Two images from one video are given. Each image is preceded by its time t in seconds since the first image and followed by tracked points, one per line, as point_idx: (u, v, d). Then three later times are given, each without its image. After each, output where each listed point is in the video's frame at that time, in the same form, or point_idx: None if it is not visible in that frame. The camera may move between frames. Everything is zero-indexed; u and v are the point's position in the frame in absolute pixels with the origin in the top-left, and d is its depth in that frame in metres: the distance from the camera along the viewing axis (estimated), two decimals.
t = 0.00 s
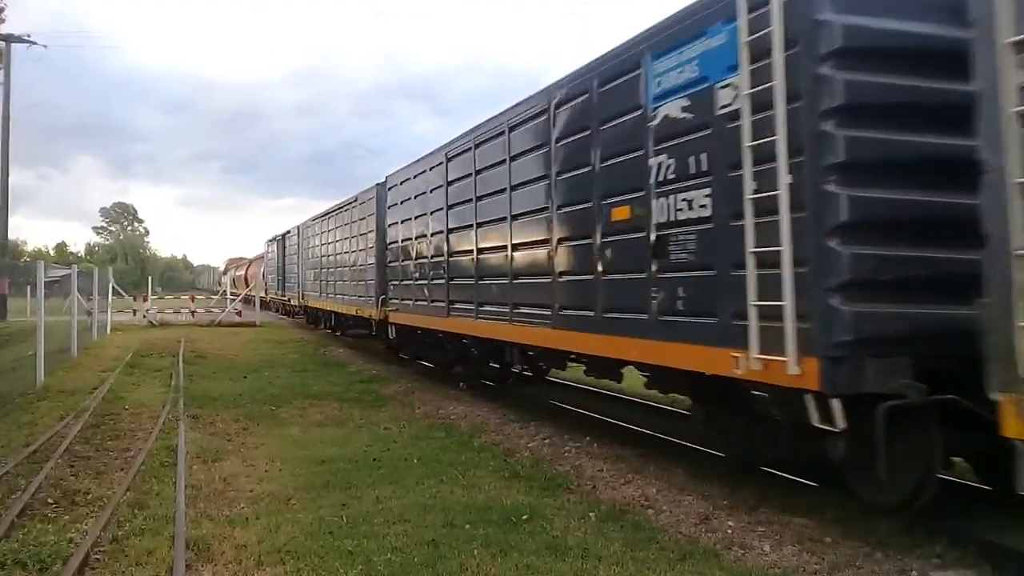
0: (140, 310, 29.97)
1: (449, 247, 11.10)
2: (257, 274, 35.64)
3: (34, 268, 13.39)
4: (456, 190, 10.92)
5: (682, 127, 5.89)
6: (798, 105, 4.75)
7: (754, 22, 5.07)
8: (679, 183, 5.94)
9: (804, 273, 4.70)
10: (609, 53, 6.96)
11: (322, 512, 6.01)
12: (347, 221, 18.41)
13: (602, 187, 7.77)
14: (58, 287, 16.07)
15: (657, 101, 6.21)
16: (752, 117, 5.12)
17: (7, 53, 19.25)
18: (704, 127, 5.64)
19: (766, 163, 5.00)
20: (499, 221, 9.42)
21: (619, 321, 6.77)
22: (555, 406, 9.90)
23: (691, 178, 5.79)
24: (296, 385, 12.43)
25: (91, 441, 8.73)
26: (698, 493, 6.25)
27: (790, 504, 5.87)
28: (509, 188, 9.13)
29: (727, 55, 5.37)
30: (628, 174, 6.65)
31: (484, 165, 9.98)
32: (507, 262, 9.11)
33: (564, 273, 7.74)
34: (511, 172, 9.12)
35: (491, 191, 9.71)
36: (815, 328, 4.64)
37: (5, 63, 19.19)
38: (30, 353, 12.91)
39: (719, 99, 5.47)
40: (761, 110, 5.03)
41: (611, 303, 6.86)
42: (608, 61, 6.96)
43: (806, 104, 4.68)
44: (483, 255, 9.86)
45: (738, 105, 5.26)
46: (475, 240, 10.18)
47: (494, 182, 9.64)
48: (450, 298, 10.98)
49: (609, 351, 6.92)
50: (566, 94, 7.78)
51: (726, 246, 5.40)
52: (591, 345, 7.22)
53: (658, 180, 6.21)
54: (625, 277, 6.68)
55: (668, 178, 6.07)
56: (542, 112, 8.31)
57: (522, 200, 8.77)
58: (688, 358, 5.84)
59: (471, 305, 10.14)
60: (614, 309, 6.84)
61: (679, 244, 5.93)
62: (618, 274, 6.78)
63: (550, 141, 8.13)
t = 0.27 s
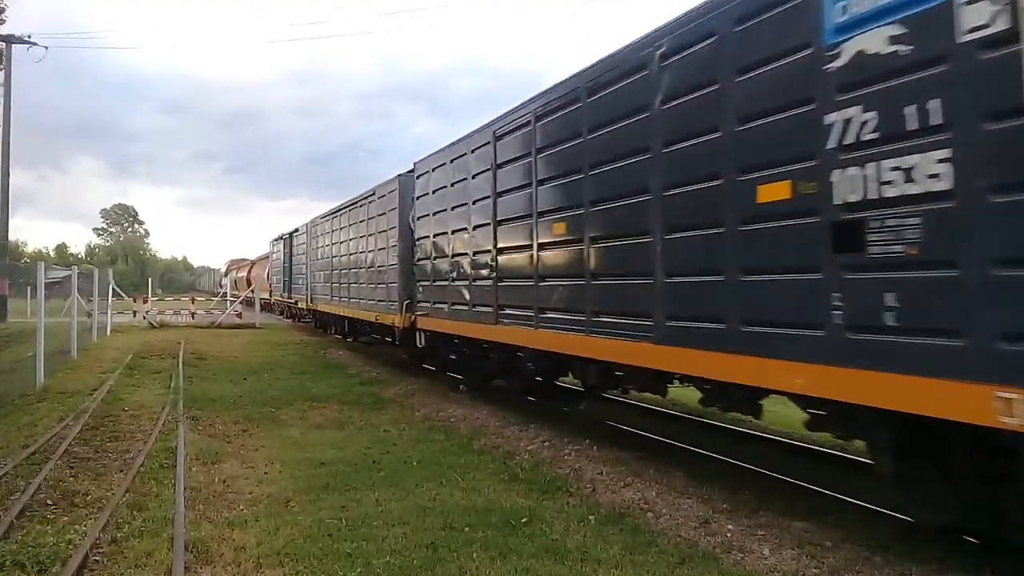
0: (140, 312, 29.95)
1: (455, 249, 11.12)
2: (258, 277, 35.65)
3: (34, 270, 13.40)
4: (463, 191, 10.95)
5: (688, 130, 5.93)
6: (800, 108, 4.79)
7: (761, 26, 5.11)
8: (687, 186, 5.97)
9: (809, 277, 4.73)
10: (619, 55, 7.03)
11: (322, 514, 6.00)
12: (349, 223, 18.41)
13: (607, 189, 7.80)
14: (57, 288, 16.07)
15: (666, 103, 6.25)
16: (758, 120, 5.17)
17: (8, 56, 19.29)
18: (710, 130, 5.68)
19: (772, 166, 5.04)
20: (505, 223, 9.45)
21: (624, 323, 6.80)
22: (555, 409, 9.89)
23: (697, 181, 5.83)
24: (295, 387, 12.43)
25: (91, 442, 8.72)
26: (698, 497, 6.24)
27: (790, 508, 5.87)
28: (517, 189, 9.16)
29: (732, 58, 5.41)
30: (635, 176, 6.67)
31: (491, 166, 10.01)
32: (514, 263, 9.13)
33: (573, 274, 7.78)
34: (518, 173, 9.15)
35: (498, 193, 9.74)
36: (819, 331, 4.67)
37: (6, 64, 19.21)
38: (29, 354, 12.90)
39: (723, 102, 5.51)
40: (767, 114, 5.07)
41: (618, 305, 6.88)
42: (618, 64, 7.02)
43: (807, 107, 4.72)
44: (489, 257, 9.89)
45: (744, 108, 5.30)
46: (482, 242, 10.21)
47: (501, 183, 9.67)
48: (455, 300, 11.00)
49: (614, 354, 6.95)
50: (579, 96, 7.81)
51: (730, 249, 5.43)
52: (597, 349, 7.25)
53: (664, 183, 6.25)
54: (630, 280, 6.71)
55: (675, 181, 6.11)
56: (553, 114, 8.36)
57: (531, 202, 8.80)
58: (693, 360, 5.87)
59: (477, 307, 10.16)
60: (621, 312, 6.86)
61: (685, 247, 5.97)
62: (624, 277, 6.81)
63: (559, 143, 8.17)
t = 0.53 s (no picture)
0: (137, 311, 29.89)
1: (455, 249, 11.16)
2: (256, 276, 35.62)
3: (30, 268, 13.37)
4: (459, 192, 11.04)
5: (690, 131, 5.97)
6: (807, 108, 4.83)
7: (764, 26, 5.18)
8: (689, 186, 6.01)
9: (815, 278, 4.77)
10: (613, 57, 7.14)
11: (320, 513, 6.00)
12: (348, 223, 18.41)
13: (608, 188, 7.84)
14: (54, 287, 16.04)
15: (666, 104, 6.33)
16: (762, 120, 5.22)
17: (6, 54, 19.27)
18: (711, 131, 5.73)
19: (777, 167, 5.07)
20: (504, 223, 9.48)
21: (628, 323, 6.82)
22: (552, 409, 9.90)
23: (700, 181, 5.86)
24: (293, 386, 12.41)
25: (87, 441, 8.70)
26: (695, 497, 6.25)
27: (788, 508, 5.88)
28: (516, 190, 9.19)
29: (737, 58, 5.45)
30: (637, 176, 6.69)
31: (488, 167, 10.08)
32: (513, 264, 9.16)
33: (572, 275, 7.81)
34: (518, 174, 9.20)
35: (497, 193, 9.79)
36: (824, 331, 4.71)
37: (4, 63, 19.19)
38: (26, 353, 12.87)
39: (727, 103, 5.55)
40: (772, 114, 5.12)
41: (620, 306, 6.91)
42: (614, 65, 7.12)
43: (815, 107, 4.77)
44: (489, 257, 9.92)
45: (747, 109, 5.34)
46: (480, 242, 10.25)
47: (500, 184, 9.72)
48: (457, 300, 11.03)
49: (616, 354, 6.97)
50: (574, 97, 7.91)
51: (734, 250, 5.47)
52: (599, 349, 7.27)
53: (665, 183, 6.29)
54: (633, 281, 6.73)
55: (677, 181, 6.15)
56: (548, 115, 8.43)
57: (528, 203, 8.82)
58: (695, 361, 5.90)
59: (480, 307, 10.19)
60: (621, 312, 6.89)
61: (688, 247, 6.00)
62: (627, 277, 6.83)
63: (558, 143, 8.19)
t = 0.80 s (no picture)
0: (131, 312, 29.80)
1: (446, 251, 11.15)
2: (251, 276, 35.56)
3: (25, 269, 13.34)
4: (451, 193, 11.06)
5: (683, 132, 5.96)
6: (795, 111, 4.84)
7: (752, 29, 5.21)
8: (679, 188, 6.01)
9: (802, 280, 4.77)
10: (602, 60, 7.19)
11: (314, 515, 5.99)
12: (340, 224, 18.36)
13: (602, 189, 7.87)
14: (48, 288, 15.98)
15: (654, 105, 6.36)
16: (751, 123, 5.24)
17: None
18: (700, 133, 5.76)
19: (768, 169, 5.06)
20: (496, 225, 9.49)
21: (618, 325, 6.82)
22: (548, 411, 9.90)
23: (691, 183, 5.88)
24: (288, 387, 12.40)
25: (82, 443, 8.68)
26: (691, 499, 6.25)
27: (783, 510, 5.88)
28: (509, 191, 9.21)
29: (727, 61, 5.46)
30: (634, 177, 6.63)
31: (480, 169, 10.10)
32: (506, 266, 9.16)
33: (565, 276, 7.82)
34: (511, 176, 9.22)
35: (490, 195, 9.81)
36: (813, 333, 4.70)
37: None
38: (19, 354, 12.81)
39: (717, 106, 5.56)
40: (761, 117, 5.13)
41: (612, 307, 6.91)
42: (603, 68, 7.17)
43: (803, 111, 4.78)
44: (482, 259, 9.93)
45: (737, 111, 5.36)
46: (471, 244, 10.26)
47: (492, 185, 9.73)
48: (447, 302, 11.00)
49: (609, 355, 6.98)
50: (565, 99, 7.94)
51: (723, 252, 5.48)
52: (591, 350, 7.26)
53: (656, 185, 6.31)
54: (628, 283, 6.70)
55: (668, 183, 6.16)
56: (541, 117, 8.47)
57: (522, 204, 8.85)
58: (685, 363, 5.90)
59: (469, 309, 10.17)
60: (613, 314, 6.89)
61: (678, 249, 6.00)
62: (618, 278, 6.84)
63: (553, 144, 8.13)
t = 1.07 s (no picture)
0: (135, 314, 29.85)
1: (447, 252, 11.17)
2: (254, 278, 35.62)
3: (29, 272, 13.37)
4: (453, 195, 11.10)
5: (688, 130, 5.91)
6: (793, 112, 4.85)
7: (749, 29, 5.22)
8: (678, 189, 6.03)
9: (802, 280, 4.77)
10: (602, 61, 7.22)
11: (317, 517, 5.99)
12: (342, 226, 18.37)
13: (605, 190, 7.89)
14: (52, 291, 16.02)
15: (653, 106, 6.39)
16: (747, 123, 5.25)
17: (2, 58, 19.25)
18: (697, 134, 5.78)
19: (772, 169, 5.03)
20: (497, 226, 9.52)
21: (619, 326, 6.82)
22: (551, 412, 9.90)
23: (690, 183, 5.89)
24: (291, 389, 12.41)
25: (86, 445, 8.69)
26: (694, 500, 6.25)
27: (786, 511, 5.88)
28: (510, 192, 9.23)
29: (726, 61, 5.47)
30: (637, 175, 6.59)
31: (482, 170, 10.13)
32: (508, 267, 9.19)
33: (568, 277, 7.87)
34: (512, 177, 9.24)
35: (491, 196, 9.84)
36: (813, 333, 4.71)
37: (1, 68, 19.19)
38: (23, 357, 12.85)
39: (716, 106, 5.56)
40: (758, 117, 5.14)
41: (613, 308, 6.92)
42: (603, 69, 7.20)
43: (802, 110, 4.78)
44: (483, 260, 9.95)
45: (742, 109, 5.30)
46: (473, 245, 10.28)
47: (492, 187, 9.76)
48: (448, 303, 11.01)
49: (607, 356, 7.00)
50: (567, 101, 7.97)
51: (722, 252, 5.48)
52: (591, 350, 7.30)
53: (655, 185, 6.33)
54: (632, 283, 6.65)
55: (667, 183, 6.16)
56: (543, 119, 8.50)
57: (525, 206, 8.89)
58: (683, 364, 5.92)
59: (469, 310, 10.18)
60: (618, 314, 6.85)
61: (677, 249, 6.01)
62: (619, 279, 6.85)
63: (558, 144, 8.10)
